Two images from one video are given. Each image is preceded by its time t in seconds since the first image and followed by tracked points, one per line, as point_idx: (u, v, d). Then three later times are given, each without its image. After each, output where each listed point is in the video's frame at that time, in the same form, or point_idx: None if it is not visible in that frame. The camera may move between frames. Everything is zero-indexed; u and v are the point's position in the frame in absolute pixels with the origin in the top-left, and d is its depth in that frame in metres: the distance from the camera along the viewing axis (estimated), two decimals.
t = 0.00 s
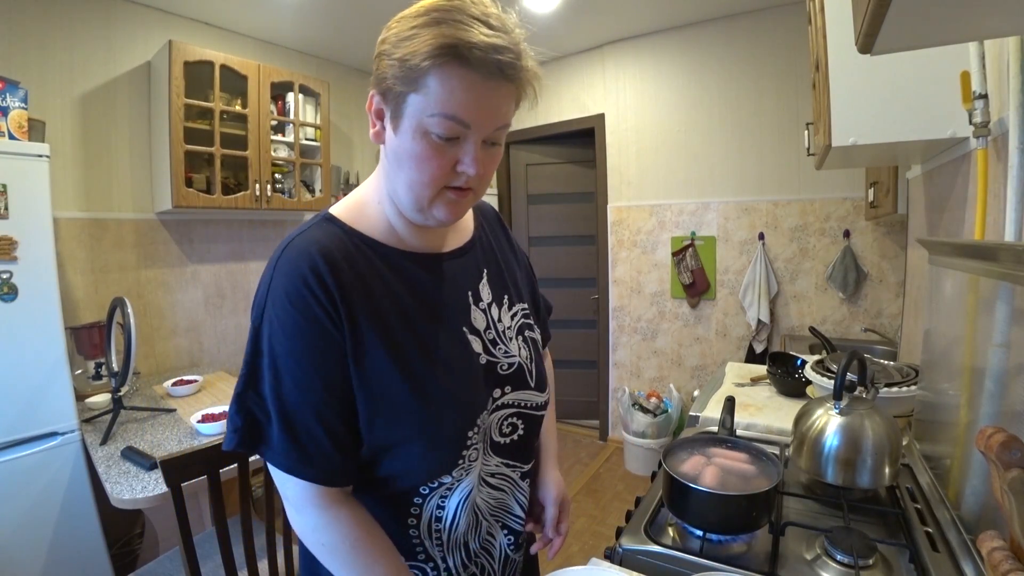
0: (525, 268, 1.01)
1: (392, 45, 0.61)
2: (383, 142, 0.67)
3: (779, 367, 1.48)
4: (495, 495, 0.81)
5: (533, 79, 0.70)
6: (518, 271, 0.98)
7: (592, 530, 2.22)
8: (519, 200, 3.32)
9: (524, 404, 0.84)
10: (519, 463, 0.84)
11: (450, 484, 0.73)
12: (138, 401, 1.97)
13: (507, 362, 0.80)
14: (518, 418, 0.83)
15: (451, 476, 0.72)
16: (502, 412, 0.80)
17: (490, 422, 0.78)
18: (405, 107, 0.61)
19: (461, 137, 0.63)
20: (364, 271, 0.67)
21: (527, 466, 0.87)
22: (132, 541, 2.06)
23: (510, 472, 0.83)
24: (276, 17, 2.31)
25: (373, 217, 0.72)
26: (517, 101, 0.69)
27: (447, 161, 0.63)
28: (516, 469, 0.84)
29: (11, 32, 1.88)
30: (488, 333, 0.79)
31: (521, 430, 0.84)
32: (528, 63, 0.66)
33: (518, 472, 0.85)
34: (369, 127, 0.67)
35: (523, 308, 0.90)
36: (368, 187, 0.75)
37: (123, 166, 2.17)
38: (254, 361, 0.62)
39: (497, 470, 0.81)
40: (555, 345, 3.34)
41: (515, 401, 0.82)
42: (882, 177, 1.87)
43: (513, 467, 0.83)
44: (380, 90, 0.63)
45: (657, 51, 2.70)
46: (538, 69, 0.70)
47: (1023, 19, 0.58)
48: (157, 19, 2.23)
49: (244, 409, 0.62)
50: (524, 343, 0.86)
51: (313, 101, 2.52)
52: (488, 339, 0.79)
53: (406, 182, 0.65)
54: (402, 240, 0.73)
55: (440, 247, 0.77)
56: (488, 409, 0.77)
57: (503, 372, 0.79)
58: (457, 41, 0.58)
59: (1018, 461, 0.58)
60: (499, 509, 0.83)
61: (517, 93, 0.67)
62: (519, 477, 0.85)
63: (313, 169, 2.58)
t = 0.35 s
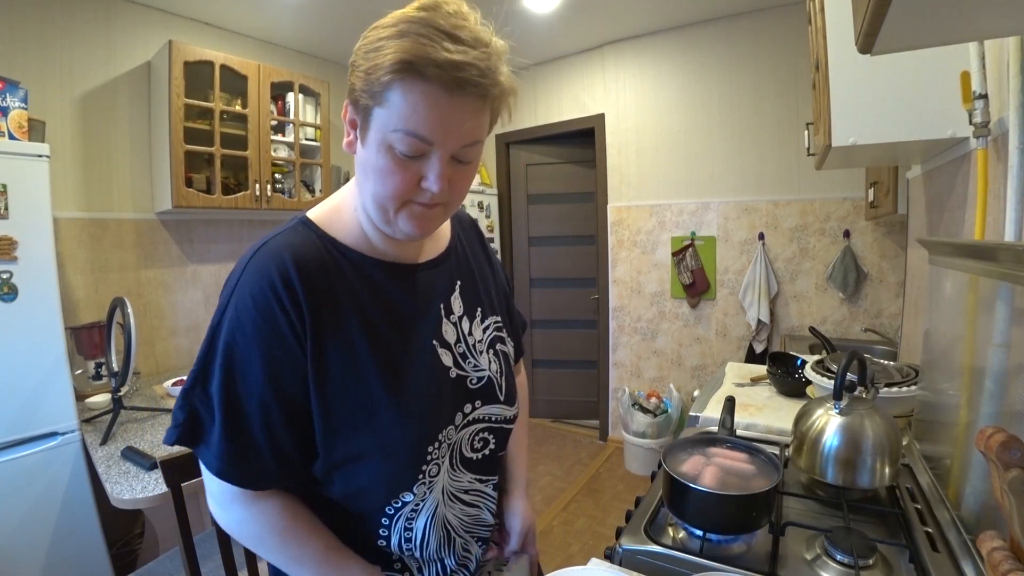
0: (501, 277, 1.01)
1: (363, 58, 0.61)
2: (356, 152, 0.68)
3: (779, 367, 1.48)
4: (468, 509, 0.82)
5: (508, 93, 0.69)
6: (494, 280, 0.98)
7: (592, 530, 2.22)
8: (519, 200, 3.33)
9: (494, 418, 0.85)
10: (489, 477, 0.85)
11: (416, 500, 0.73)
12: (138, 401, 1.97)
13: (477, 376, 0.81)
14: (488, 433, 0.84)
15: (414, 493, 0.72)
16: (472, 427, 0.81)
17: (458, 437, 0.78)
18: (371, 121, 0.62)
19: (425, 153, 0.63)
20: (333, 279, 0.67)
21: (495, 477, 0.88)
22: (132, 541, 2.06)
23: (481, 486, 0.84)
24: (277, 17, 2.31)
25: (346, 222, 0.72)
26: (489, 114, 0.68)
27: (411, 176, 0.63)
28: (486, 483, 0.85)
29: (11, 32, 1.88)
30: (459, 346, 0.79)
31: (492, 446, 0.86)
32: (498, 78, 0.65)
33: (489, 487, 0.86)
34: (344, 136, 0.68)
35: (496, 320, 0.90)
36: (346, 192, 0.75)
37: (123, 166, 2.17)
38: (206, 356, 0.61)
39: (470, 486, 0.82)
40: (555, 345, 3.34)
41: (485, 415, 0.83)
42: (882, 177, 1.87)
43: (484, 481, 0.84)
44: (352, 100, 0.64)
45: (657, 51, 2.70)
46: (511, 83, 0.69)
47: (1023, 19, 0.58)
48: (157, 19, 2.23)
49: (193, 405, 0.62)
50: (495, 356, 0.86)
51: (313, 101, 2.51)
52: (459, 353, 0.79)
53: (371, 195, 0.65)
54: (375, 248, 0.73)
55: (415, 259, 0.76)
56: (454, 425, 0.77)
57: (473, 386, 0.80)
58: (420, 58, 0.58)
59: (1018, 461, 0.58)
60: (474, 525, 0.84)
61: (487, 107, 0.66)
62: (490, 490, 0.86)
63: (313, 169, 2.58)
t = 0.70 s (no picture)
0: (509, 279, 1.01)
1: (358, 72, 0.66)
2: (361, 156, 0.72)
3: (779, 367, 1.48)
4: (457, 487, 0.83)
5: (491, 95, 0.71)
6: (501, 281, 0.98)
7: (592, 530, 2.22)
8: (519, 200, 3.33)
9: (490, 403, 0.85)
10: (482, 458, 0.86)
11: (405, 470, 0.74)
12: (138, 401, 1.97)
13: (473, 362, 0.81)
14: (483, 416, 0.84)
15: (402, 463, 0.74)
16: (466, 410, 0.81)
17: (452, 416, 0.79)
18: (366, 127, 0.66)
19: (412, 153, 0.65)
20: (337, 265, 0.70)
21: (487, 456, 0.88)
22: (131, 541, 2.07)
23: (472, 466, 0.85)
24: (276, 17, 2.31)
25: (352, 219, 0.75)
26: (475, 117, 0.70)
27: (400, 175, 0.66)
28: (478, 463, 0.85)
29: (11, 32, 1.88)
30: (456, 334, 0.80)
31: (485, 429, 0.85)
32: (477, 84, 0.67)
33: (480, 468, 0.86)
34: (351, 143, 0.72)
35: (496, 312, 0.90)
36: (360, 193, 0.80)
37: (123, 166, 2.17)
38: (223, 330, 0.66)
39: (461, 466, 0.82)
40: (554, 345, 3.33)
41: (481, 399, 0.83)
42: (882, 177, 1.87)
43: (475, 462, 0.85)
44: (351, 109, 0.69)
45: (657, 51, 2.70)
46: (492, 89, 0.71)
47: None
48: (158, 19, 2.23)
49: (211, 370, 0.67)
50: (493, 346, 0.86)
51: (313, 101, 2.51)
52: (456, 340, 0.80)
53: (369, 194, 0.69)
54: (380, 243, 0.76)
55: (417, 252, 0.79)
56: (447, 405, 0.78)
57: (469, 372, 0.80)
58: (400, 66, 0.61)
59: (1018, 461, 0.58)
60: (463, 503, 0.84)
61: (470, 109, 0.68)
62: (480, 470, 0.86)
63: (313, 169, 2.58)
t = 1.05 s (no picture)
0: (518, 285, 1.01)
1: (390, 86, 0.67)
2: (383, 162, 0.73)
3: (779, 367, 1.48)
4: (456, 479, 0.84)
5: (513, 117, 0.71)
6: (508, 285, 0.98)
7: (592, 530, 2.22)
8: (519, 200, 3.33)
9: (488, 403, 0.84)
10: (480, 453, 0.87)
11: (406, 461, 0.76)
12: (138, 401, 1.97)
13: (475, 363, 0.81)
14: (482, 415, 0.84)
15: (405, 453, 0.75)
16: (465, 409, 0.81)
17: (451, 413, 0.79)
18: (392, 139, 0.67)
19: (433, 169, 0.66)
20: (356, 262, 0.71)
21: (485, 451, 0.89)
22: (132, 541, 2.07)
23: (469, 460, 0.86)
24: (277, 17, 2.31)
25: (374, 221, 0.76)
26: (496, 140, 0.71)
27: (420, 189, 0.67)
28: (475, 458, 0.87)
29: (11, 32, 1.88)
30: (461, 335, 0.80)
31: (485, 426, 0.86)
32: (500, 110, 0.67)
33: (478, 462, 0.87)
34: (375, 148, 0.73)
35: (502, 316, 0.89)
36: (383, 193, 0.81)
37: (123, 166, 2.17)
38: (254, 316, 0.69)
39: (460, 460, 0.84)
40: (554, 345, 3.33)
41: (480, 399, 0.83)
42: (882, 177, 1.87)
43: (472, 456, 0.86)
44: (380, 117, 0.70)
45: (657, 51, 2.70)
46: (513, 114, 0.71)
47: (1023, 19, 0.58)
48: (157, 19, 2.23)
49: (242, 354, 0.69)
50: (496, 349, 0.86)
51: (313, 101, 2.51)
52: (460, 341, 0.80)
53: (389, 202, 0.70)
54: (398, 247, 0.77)
55: (433, 257, 0.80)
56: (449, 401, 0.78)
57: (469, 373, 0.81)
58: (430, 88, 0.62)
59: (1018, 461, 0.58)
60: (462, 494, 0.87)
61: (492, 133, 0.68)
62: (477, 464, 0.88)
63: (313, 169, 2.58)
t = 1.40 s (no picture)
0: (516, 285, 1.02)
1: (406, 88, 0.65)
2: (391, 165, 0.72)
3: (779, 367, 1.48)
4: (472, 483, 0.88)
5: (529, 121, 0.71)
6: (507, 286, 1.00)
7: (592, 530, 2.23)
8: (519, 200, 3.33)
9: (500, 405, 0.88)
10: (491, 456, 0.91)
11: (438, 467, 0.79)
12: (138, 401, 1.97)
13: (487, 367, 0.85)
14: (494, 417, 0.88)
15: (438, 458, 0.78)
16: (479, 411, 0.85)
17: (469, 417, 0.83)
18: (407, 143, 0.66)
19: (450, 175, 0.66)
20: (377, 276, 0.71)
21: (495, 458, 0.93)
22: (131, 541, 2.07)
23: (483, 464, 0.90)
24: (277, 17, 2.31)
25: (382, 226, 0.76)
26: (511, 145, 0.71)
27: (436, 194, 0.67)
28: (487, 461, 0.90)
29: (11, 32, 1.88)
30: (474, 340, 0.83)
31: (496, 428, 0.90)
32: (519, 116, 0.67)
33: (492, 464, 0.92)
34: (382, 149, 0.72)
35: (507, 319, 0.93)
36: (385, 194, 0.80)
37: (123, 166, 2.17)
38: (277, 347, 0.65)
39: (475, 463, 0.88)
40: (555, 345, 3.33)
41: (492, 401, 0.87)
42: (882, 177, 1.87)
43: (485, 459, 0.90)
44: (391, 118, 0.68)
45: (657, 51, 2.70)
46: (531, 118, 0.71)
47: None
48: (157, 19, 2.23)
49: (271, 392, 0.65)
50: (504, 351, 0.90)
51: (313, 101, 2.51)
52: (474, 345, 0.83)
53: (402, 207, 0.70)
54: (407, 251, 0.77)
55: (437, 262, 0.80)
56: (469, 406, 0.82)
57: (482, 375, 0.84)
58: (452, 94, 0.61)
59: (1018, 461, 0.58)
60: (475, 498, 0.90)
61: (510, 138, 0.68)
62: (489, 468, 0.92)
63: (313, 169, 2.58)
